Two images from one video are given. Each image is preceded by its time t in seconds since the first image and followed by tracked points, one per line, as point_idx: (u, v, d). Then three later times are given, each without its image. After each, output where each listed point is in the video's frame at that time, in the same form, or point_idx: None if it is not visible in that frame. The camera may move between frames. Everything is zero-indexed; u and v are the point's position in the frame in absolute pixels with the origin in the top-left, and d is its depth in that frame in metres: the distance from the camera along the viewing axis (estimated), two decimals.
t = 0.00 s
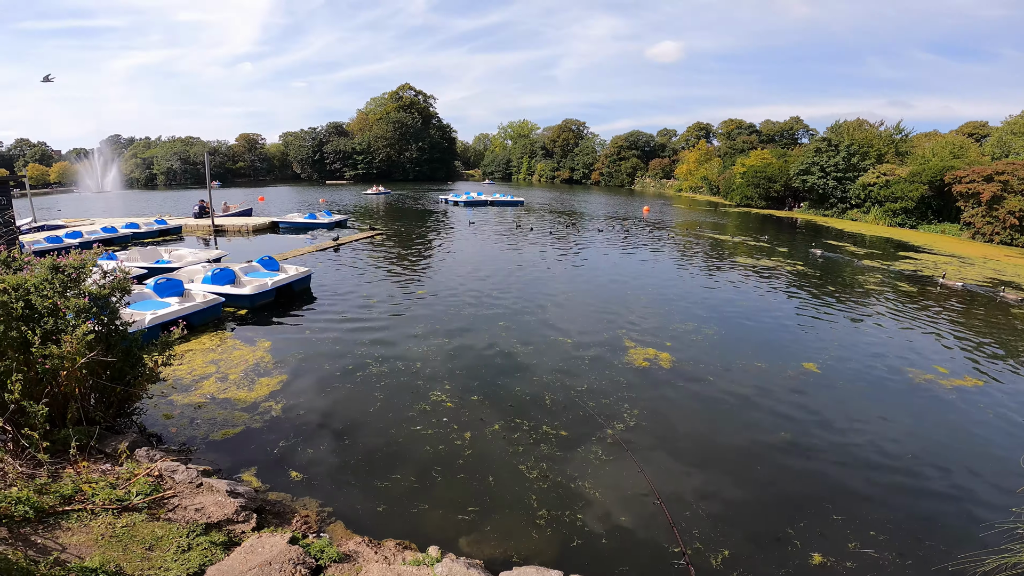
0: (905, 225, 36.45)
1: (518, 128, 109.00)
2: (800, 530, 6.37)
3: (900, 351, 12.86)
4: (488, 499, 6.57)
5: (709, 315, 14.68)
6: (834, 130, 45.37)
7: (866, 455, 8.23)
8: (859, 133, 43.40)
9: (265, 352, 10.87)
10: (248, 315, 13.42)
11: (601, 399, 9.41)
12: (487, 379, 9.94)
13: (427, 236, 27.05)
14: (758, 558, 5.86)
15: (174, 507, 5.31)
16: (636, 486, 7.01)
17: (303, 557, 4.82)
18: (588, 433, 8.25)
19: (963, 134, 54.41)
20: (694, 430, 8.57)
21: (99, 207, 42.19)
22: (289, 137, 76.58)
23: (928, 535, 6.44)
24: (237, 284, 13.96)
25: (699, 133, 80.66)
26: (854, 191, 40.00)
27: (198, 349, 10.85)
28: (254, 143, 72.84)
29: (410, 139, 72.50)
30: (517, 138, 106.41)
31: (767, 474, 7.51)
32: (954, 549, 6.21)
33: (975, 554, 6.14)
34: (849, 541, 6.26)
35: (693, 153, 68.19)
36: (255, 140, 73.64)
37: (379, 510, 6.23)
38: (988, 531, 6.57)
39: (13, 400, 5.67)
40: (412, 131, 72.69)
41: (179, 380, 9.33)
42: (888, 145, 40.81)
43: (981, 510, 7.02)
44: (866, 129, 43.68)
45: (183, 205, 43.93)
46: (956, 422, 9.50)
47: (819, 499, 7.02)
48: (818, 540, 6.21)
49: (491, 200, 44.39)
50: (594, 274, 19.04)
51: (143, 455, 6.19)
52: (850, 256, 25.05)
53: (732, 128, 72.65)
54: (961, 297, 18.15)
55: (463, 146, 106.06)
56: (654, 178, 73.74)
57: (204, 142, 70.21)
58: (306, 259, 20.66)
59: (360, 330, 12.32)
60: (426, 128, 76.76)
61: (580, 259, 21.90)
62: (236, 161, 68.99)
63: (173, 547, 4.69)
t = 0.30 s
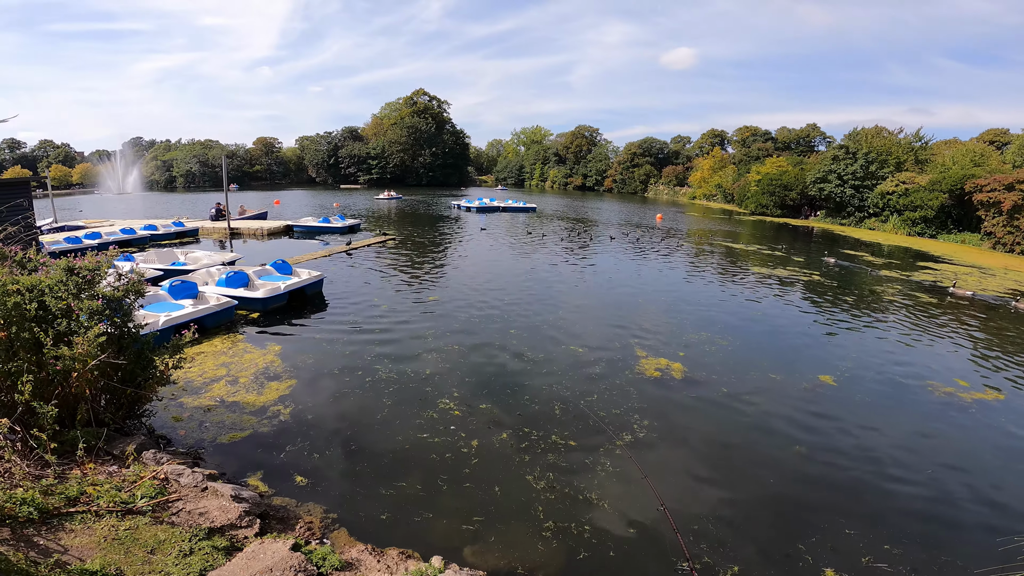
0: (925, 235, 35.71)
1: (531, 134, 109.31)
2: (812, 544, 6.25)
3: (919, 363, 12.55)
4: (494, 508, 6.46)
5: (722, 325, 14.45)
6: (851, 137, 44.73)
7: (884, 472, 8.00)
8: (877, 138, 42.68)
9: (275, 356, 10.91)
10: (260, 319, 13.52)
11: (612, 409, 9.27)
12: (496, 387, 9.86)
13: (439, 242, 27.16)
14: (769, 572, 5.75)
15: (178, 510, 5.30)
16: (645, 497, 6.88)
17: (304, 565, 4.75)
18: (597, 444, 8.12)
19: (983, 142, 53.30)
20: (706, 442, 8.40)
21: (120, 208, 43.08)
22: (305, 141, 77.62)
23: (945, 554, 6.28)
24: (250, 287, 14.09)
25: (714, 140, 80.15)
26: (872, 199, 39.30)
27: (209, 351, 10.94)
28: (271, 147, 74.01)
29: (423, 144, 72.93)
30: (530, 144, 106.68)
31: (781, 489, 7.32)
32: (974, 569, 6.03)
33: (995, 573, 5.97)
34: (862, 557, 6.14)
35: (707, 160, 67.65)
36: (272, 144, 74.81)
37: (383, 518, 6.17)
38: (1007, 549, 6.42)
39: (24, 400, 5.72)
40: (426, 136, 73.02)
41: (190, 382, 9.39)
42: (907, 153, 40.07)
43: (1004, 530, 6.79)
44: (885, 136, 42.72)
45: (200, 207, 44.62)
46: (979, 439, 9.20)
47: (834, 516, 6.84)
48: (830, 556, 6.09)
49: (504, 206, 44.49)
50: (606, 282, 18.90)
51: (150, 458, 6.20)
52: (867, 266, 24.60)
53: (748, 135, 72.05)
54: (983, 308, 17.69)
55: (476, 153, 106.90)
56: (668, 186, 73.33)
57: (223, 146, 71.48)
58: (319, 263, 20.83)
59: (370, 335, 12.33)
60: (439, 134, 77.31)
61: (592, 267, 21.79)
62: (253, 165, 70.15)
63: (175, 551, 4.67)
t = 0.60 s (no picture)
0: (940, 240, 35.11)
1: (541, 136, 109.22)
2: (822, 558, 6.10)
3: (935, 371, 12.28)
4: (497, 517, 6.35)
5: (732, 331, 14.24)
6: (865, 141, 44.14)
7: (900, 486, 7.77)
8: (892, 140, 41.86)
9: (281, 359, 10.89)
10: (268, 321, 13.53)
11: (620, 417, 9.11)
12: (502, 393, 9.74)
13: (448, 244, 27.20)
14: None
15: (178, 515, 5.22)
16: (652, 507, 6.73)
17: (304, 573, 4.64)
18: (604, 452, 7.97)
19: (1000, 145, 52.27)
20: (715, 451, 8.22)
21: (134, 208, 43.65)
22: (316, 142, 78.20)
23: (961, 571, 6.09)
24: (258, 289, 14.12)
25: (725, 144, 79.63)
26: (886, 204, 38.73)
27: (216, 353, 10.94)
28: (282, 148, 74.77)
29: (433, 147, 72.99)
30: (539, 146, 106.68)
31: (793, 501, 7.14)
32: None
33: None
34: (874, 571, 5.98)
35: (718, 164, 67.14)
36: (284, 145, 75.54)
37: (385, 525, 6.08)
38: None
39: (28, 403, 5.71)
40: (436, 138, 73.12)
41: (196, 384, 9.39)
42: (923, 157, 39.36)
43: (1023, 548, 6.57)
44: (899, 139, 41.76)
45: (212, 208, 45.11)
46: (997, 451, 8.94)
47: (847, 531, 6.65)
48: (841, 570, 5.93)
49: (513, 209, 44.49)
50: (614, 287, 18.76)
51: (152, 462, 6.15)
52: (881, 272, 24.22)
53: (759, 138, 71.37)
54: (1000, 316, 17.30)
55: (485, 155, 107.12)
56: (678, 189, 72.91)
57: (235, 147, 72.24)
58: (328, 265, 20.88)
59: (377, 339, 12.29)
60: (449, 136, 77.49)
61: (600, 271, 21.66)
62: (265, 166, 70.90)
63: (173, 557, 4.58)
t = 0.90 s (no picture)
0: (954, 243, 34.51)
1: (548, 138, 109.18)
2: (833, 568, 5.94)
3: (951, 377, 11.99)
4: (502, 524, 6.23)
5: (742, 335, 14.05)
6: (877, 142, 43.55)
7: (916, 495, 7.56)
8: (903, 146, 40.40)
9: (287, 360, 10.87)
10: (275, 322, 13.53)
11: (627, 422, 8.96)
12: (508, 397, 9.63)
13: (455, 246, 27.18)
14: None
15: (180, 519, 5.16)
16: (660, 514, 6.60)
17: None
18: (611, 458, 7.83)
19: (1014, 147, 51.40)
20: (725, 457, 8.05)
21: (145, 208, 44.07)
22: (325, 143, 78.64)
23: None
24: (266, 289, 14.14)
25: (734, 145, 79.05)
26: (898, 206, 38.15)
27: (222, 354, 10.94)
28: (292, 149, 75.43)
29: (441, 148, 73.26)
30: (547, 147, 106.51)
31: (804, 509, 6.97)
32: None
33: None
34: None
35: (727, 165, 66.57)
36: (293, 146, 76.06)
37: (388, 530, 5.99)
38: None
39: (31, 404, 5.69)
40: (444, 139, 73.38)
41: (201, 386, 9.37)
42: (936, 159, 38.78)
43: None
44: (910, 142, 40.61)
45: (222, 208, 45.47)
46: (1017, 460, 8.69)
47: (861, 541, 6.47)
48: None
49: (520, 211, 44.40)
50: (622, 289, 18.62)
51: (155, 465, 6.11)
52: (893, 275, 23.84)
53: (769, 140, 70.77)
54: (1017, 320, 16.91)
55: (493, 157, 107.26)
56: (686, 191, 72.43)
57: (245, 147, 72.81)
58: (336, 266, 20.91)
59: (383, 341, 12.24)
60: (457, 137, 77.60)
61: (608, 273, 21.52)
62: (274, 167, 71.42)
63: (174, 562, 4.50)
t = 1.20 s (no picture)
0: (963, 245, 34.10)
1: (554, 138, 109.11)
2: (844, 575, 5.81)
3: (963, 380, 11.80)
4: (506, 529, 6.14)
5: (750, 337, 13.90)
6: (885, 143, 43.14)
7: (928, 500, 7.41)
8: (913, 143, 40.63)
9: (291, 361, 10.84)
10: (279, 322, 13.51)
11: (633, 426, 8.85)
12: (513, 399, 9.54)
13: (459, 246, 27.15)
14: None
15: (181, 522, 5.10)
16: (667, 519, 6.50)
17: None
18: (617, 462, 7.73)
19: None
20: (733, 462, 7.92)
21: (152, 208, 44.33)
22: (331, 143, 78.86)
23: None
24: (271, 289, 14.13)
25: (740, 146, 78.63)
26: (907, 207, 37.74)
27: (227, 355, 10.93)
28: (298, 149, 75.80)
29: (446, 148, 73.35)
30: (553, 148, 106.35)
31: (814, 514, 6.85)
32: None
33: None
34: None
35: (733, 165, 66.15)
36: (299, 146, 76.37)
37: (390, 535, 5.92)
38: None
39: (33, 405, 5.67)
40: (449, 140, 73.48)
41: (205, 387, 9.36)
42: (945, 160, 38.34)
43: None
44: (921, 142, 40.54)
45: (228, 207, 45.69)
46: None
47: (871, 547, 6.35)
48: None
49: (526, 211, 44.30)
50: (627, 290, 18.49)
51: (157, 467, 6.07)
52: (902, 276, 23.58)
53: (775, 141, 70.33)
54: None
55: (498, 157, 107.28)
56: (692, 192, 72.06)
57: (252, 147, 73.16)
58: (341, 266, 20.91)
59: (388, 342, 12.19)
60: (462, 137, 77.65)
61: (613, 274, 21.40)
62: (280, 167, 71.74)
63: (173, 566, 4.43)
